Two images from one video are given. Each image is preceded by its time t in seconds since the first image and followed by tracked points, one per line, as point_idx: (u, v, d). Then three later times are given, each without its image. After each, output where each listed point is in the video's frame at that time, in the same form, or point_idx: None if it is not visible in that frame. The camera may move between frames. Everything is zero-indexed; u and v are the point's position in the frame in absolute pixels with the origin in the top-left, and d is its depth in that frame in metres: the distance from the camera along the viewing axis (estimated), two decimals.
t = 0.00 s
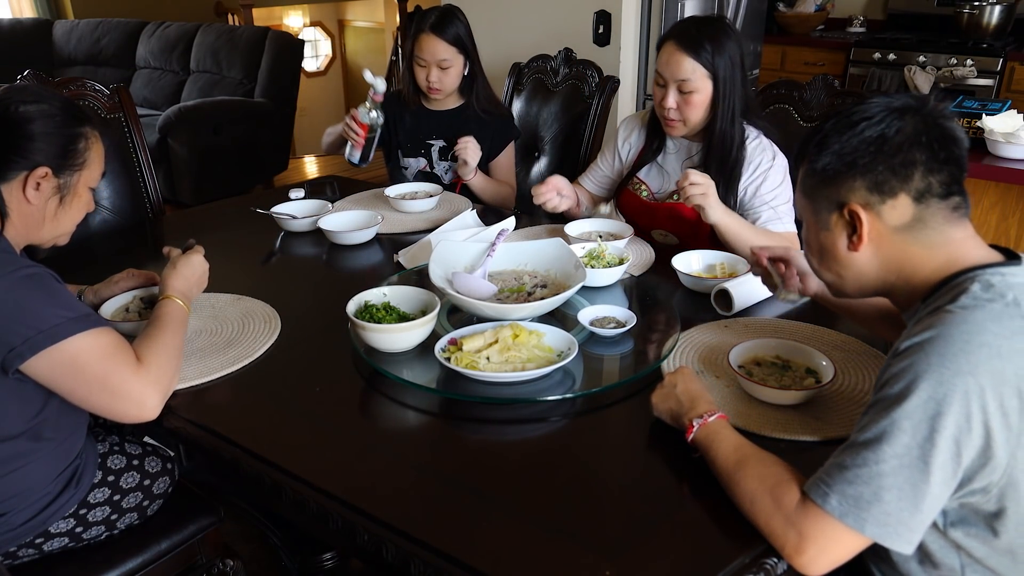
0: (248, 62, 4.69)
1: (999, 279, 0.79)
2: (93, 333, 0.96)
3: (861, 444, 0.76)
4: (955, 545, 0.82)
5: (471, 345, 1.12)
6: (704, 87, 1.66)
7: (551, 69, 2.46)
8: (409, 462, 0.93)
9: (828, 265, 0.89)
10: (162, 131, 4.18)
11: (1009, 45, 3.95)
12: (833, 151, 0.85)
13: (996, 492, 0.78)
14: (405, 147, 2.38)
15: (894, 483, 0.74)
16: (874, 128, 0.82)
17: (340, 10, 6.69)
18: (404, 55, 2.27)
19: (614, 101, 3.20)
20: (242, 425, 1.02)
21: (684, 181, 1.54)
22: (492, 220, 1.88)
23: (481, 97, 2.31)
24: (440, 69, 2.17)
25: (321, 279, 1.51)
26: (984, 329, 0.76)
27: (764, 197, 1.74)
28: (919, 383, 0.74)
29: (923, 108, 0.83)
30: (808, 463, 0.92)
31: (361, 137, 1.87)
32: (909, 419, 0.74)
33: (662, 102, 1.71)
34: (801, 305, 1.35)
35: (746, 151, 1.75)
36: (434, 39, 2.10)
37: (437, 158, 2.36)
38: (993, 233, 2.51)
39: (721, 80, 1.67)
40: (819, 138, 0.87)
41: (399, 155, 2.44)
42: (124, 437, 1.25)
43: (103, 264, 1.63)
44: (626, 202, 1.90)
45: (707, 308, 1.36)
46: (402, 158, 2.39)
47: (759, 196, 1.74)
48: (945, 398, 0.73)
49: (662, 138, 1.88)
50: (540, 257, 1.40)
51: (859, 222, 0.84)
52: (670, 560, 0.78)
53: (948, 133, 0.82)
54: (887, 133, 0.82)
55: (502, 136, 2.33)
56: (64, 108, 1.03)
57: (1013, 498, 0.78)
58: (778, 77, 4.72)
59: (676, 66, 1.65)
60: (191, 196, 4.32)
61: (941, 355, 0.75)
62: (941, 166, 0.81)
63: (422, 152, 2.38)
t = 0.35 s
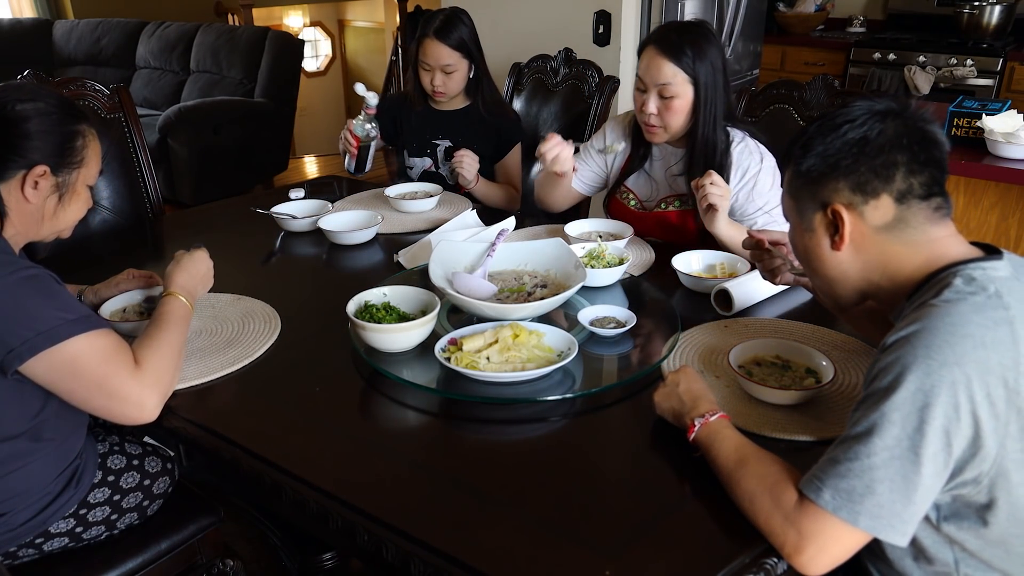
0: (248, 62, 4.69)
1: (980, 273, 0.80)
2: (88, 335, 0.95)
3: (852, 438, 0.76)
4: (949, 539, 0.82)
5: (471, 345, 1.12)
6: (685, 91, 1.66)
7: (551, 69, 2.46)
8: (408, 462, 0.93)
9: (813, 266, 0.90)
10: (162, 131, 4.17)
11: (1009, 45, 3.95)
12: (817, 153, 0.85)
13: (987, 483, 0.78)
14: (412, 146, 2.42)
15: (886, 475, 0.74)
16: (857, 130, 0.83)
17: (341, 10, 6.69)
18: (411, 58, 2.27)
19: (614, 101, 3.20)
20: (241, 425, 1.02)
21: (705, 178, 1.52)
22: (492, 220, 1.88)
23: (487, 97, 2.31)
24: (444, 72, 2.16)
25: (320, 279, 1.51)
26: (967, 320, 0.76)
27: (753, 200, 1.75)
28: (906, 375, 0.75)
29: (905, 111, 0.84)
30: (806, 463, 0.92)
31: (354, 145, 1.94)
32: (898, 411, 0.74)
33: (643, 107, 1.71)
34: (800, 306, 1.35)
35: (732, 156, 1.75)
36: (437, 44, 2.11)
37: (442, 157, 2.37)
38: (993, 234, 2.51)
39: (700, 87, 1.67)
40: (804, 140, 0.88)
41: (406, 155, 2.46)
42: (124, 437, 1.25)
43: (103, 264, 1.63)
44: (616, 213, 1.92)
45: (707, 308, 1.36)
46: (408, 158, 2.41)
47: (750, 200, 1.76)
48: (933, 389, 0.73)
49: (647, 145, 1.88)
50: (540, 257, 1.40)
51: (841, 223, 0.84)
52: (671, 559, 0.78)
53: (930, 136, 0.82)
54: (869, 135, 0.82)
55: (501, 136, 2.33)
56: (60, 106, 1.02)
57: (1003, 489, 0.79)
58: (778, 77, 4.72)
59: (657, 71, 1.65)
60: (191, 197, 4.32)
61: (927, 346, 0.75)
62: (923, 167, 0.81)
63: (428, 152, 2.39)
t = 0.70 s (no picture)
0: (248, 62, 4.69)
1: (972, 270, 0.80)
2: (87, 334, 0.95)
3: (848, 435, 0.76)
4: (946, 536, 0.83)
5: (471, 345, 1.12)
6: (666, 96, 1.67)
7: (551, 69, 2.46)
8: (408, 462, 0.93)
9: (802, 270, 0.91)
10: (162, 131, 4.17)
11: (1009, 45, 3.94)
12: (806, 159, 0.86)
13: (983, 479, 0.79)
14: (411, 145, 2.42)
15: (882, 472, 0.74)
16: (842, 136, 0.84)
17: (341, 10, 6.69)
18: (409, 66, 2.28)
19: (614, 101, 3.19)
20: (241, 425, 1.02)
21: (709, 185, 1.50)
22: (492, 220, 1.88)
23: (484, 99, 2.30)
24: (441, 75, 2.18)
25: (320, 279, 1.51)
26: (961, 316, 0.76)
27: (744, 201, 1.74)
28: (902, 372, 0.74)
29: (892, 117, 0.84)
30: (805, 463, 0.92)
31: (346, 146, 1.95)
32: (894, 408, 0.74)
33: (625, 112, 1.72)
34: (800, 307, 1.35)
35: (721, 161, 1.73)
36: (433, 47, 2.11)
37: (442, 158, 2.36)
38: (993, 236, 2.50)
39: (681, 94, 1.68)
40: (794, 147, 0.88)
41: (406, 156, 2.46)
42: (124, 437, 1.25)
43: (103, 264, 1.63)
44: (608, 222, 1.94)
45: (707, 308, 1.36)
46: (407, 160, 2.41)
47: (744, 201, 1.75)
48: (929, 385, 0.73)
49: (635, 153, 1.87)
50: (540, 257, 1.40)
51: (830, 226, 0.85)
52: (670, 558, 0.78)
53: (918, 140, 0.83)
54: (855, 140, 0.83)
55: (501, 137, 2.33)
56: (54, 103, 1.02)
57: (999, 485, 0.79)
58: (778, 77, 4.72)
59: (639, 74, 1.66)
60: (191, 196, 4.32)
61: (922, 343, 0.75)
62: (911, 170, 0.81)
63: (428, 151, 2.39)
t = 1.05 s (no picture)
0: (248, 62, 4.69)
1: (973, 272, 0.80)
2: (88, 339, 0.96)
3: (849, 436, 0.76)
4: (947, 536, 0.83)
5: (471, 345, 1.12)
6: (655, 100, 1.68)
7: (551, 69, 2.46)
8: (407, 461, 0.93)
9: (806, 270, 0.90)
10: (163, 131, 4.17)
11: (1009, 45, 3.95)
12: (806, 160, 0.86)
13: (985, 480, 0.79)
14: (415, 145, 2.42)
15: (884, 473, 0.74)
16: (842, 136, 0.83)
17: (340, 10, 6.69)
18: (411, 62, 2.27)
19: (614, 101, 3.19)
20: (240, 424, 1.02)
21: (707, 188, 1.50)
22: (492, 220, 1.88)
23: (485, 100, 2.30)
24: (444, 79, 2.17)
25: (320, 279, 1.51)
26: (964, 318, 0.76)
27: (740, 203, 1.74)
28: (904, 373, 0.74)
29: (891, 117, 0.84)
30: (805, 462, 0.92)
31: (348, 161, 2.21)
32: (896, 409, 0.74)
33: (616, 117, 1.74)
34: (800, 307, 1.35)
35: (720, 163, 1.73)
36: (437, 51, 2.11)
37: (443, 158, 2.36)
38: (994, 237, 2.50)
39: (670, 100, 1.68)
40: (793, 150, 0.88)
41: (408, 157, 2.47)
42: (124, 437, 1.25)
43: (103, 264, 1.63)
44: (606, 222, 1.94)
45: (707, 308, 1.36)
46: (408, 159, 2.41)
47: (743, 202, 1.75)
48: (931, 387, 0.73)
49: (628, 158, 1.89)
50: (540, 257, 1.40)
51: (833, 227, 0.84)
52: (670, 558, 0.78)
53: (918, 140, 0.83)
54: (856, 140, 0.83)
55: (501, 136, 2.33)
56: (49, 101, 1.02)
57: (1000, 485, 0.79)
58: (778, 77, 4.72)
59: (627, 80, 1.67)
60: (191, 196, 4.32)
61: (924, 344, 0.75)
62: (912, 169, 0.81)
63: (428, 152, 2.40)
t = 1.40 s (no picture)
0: (248, 62, 4.69)
1: (991, 277, 0.80)
2: (89, 335, 0.96)
3: (858, 442, 0.76)
4: (951, 540, 0.82)
5: (471, 345, 1.12)
6: (660, 97, 1.67)
7: (551, 69, 2.46)
8: (409, 462, 0.93)
9: (826, 261, 0.89)
10: (162, 131, 4.17)
11: (1009, 45, 3.95)
12: (842, 146, 0.82)
13: (992, 487, 0.79)
14: (415, 146, 2.42)
15: (892, 480, 0.74)
16: (886, 127, 0.80)
17: (341, 10, 6.69)
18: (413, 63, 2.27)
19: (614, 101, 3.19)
20: (241, 424, 1.02)
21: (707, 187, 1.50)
22: (492, 220, 1.88)
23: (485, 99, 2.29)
24: (446, 80, 2.17)
25: (321, 279, 1.51)
26: (978, 325, 0.76)
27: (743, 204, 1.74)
28: (916, 381, 0.74)
29: (935, 107, 0.81)
30: (807, 463, 0.92)
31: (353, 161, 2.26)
32: (906, 416, 0.74)
33: (620, 114, 1.73)
34: (799, 307, 1.35)
35: (720, 161, 1.74)
36: (439, 52, 2.11)
37: (444, 159, 2.37)
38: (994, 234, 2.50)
39: (675, 97, 1.67)
40: (828, 131, 0.84)
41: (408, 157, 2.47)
42: (124, 437, 1.25)
43: (103, 265, 1.63)
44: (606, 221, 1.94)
45: (707, 308, 1.36)
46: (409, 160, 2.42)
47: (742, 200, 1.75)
48: (943, 395, 0.73)
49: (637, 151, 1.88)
50: (540, 257, 1.40)
51: (862, 221, 0.82)
52: (670, 559, 0.78)
53: (960, 136, 0.80)
54: (900, 133, 0.80)
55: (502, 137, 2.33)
56: (49, 101, 1.02)
57: (1007, 493, 0.79)
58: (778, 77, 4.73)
59: (631, 77, 1.67)
60: (191, 196, 4.32)
61: (937, 351, 0.75)
62: (951, 169, 0.79)
63: (429, 152, 2.40)
